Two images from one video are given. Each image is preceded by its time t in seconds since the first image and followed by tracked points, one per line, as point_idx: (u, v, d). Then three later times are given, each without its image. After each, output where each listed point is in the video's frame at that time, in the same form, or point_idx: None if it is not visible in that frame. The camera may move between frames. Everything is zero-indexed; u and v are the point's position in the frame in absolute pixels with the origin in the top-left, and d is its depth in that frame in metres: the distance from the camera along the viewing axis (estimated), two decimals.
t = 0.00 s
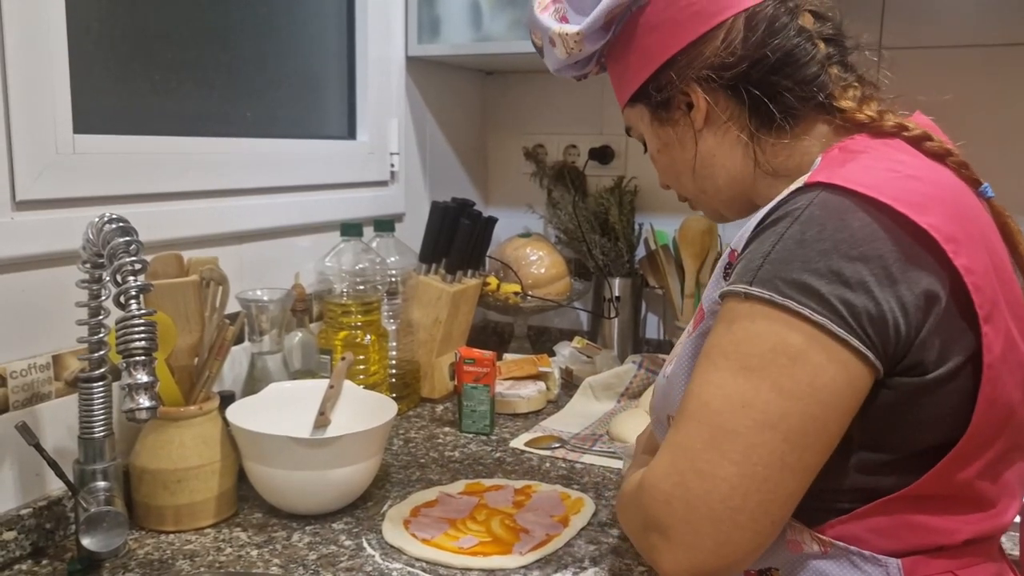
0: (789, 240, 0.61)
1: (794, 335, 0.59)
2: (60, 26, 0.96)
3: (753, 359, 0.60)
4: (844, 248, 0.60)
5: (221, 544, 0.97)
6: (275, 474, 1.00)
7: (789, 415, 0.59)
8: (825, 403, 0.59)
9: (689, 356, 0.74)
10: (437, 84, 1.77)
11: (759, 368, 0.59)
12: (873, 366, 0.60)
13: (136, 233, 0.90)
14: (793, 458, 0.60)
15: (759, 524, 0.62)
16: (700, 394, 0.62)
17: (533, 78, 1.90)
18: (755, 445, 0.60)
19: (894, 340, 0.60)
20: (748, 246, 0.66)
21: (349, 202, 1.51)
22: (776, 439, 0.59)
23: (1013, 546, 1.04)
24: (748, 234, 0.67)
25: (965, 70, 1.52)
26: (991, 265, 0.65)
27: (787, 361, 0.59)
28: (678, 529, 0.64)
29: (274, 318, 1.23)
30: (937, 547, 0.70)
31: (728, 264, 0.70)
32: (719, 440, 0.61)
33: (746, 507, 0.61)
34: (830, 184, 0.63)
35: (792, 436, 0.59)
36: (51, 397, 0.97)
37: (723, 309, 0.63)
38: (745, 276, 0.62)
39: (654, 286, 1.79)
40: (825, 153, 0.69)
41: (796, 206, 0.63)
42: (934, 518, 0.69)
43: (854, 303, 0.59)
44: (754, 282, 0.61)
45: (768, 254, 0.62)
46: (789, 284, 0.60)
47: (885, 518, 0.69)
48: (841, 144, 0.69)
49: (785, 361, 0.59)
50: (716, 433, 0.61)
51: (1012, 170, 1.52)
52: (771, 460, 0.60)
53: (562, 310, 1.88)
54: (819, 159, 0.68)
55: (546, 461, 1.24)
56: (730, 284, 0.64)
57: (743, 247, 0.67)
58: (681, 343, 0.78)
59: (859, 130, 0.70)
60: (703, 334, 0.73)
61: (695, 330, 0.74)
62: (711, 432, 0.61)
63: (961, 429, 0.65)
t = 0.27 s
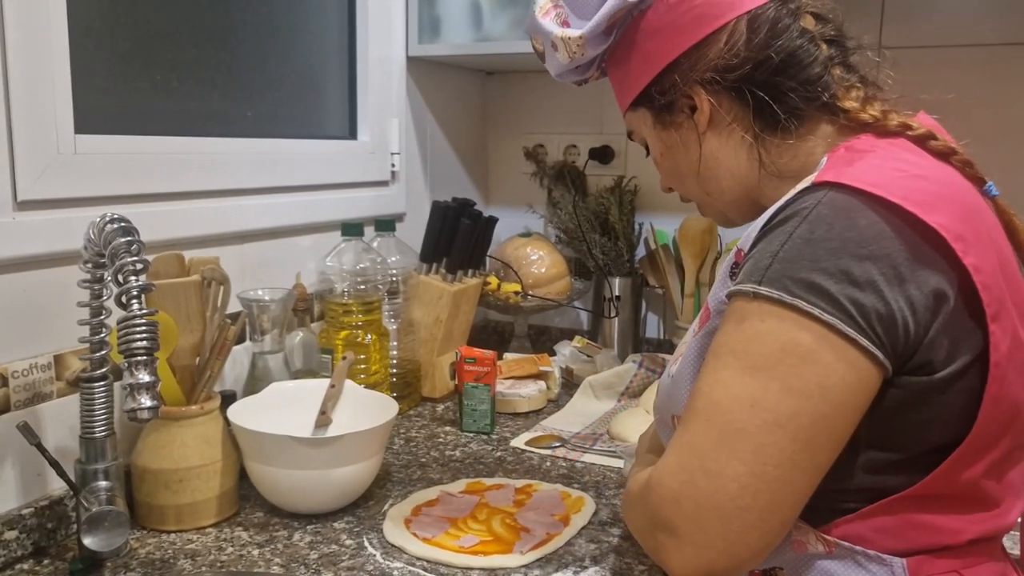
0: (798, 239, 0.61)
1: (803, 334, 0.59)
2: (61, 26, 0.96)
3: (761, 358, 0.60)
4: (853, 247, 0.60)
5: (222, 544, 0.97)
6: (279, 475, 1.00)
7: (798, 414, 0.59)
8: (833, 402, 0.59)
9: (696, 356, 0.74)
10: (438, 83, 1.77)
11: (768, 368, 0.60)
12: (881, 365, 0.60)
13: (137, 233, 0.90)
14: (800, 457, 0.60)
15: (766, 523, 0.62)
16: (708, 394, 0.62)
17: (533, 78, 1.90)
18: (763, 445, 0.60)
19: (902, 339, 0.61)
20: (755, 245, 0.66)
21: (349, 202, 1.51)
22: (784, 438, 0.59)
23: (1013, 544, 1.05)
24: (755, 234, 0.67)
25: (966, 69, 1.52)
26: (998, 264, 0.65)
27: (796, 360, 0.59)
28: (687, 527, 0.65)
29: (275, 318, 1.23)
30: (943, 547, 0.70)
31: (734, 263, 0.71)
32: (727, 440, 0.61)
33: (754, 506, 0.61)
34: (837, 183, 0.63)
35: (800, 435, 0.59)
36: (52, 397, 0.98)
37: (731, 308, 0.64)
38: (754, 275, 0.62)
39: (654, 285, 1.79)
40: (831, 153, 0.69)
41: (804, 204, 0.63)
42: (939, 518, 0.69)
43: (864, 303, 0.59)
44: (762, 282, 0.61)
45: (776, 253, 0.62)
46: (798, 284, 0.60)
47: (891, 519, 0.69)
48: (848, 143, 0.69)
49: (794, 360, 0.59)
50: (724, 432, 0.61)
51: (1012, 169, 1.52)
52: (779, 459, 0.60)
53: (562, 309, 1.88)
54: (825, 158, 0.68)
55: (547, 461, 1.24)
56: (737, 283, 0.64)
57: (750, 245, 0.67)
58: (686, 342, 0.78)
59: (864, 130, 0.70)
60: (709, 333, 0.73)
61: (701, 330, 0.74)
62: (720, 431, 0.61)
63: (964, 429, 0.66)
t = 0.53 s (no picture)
0: (802, 238, 0.61)
1: (807, 333, 0.59)
2: (61, 26, 0.96)
3: (766, 357, 0.60)
4: (857, 246, 0.60)
5: (222, 544, 0.97)
6: (280, 475, 1.00)
7: (802, 414, 0.59)
8: (838, 402, 0.59)
9: (699, 355, 0.74)
10: (438, 82, 1.77)
11: (773, 366, 0.60)
12: (886, 364, 0.60)
13: (137, 233, 0.90)
14: (805, 456, 0.60)
15: (771, 523, 0.62)
16: (712, 393, 0.62)
17: (534, 78, 1.90)
18: (768, 444, 0.60)
19: (907, 337, 0.60)
20: (759, 244, 0.66)
21: (349, 202, 1.51)
22: (789, 437, 0.59)
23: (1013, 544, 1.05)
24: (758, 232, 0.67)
25: (966, 69, 1.52)
26: (1002, 263, 0.65)
27: (800, 360, 0.59)
28: (691, 527, 0.65)
29: (274, 318, 1.23)
30: (946, 547, 0.70)
31: (737, 262, 0.71)
32: (731, 439, 0.61)
33: (758, 505, 0.61)
34: (841, 183, 0.63)
35: (804, 434, 0.59)
36: (52, 397, 0.97)
37: (735, 307, 0.64)
38: (758, 274, 0.62)
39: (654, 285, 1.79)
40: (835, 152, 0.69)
41: (808, 203, 0.63)
42: (941, 519, 0.69)
43: (869, 301, 0.59)
44: (766, 280, 0.61)
45: (780, 253, 0.62)
46: (803, 284, 0.60)
47: (894, 519, 0.69)
48: (851, 143, 0.68)
49: (799, 359, 0.59)
50: (729, 431, 0.61)
51: (1012, 169, 1.52)
52: (783, 458, 0.60)
53: (562, 309, 1.88)
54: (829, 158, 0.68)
55: (547, 461, 1.24)
56: (741, 283, 0.64)
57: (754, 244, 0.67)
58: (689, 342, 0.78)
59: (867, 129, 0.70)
60: (712, 334, 0.73)
61: (704, 330, 0.74)
62: (724, 431, 0.61)
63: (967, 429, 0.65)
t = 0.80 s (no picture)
0: (802, 237, 0.61)
1: (808, 332, 0.59)
2: (62, 27, 0.96)
3: (767, 357, 0.60)
4: (857, 245, 0.60)
5: (222, 544, 0.97)
6: (280, 475, 1.00)
7: (803, 413, 0.59)
8: (839, 402, 0.59)
9: (700, 356, 0.74)
10: (438, 83, 1.77)
11: (774, 366, 0.60)
12: (887, 364, 0.60)
13: (138, 234, 0.90)
14: (805, 455, 0.60)
15: (772, 523, 0.62)
16: (713, 393, 0.62)
17: (534, 78, 1.90)
18: (768, 444, 0.60)
19: (908, 336, 0.61)
20: (759, 243, 0.66)
21: (349, 202, 1.51)
22: (790, 437, 0.60)
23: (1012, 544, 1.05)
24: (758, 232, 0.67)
25: (966, 69, 1.53)
26: (1004, 265, 0.65)
27: (801, 359, 0.59)
28: (692, 527, 0.65)
29: (274, 318, 1.23)
30: (946, 548, 0.70)
31: (738, 262, 0.71)
32: (732, 438, 0.61)
33: (758, 505, 0.61)
34: (842, 183, 0.63)
35: (805, 433, 0.60)
36: (52, 398, 0.97)
37: (735, 307, 0.64)
38: (759, 274, 0.62)
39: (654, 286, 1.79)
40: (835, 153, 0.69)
41: (808, 203, 0.63)
42: (942, 520, 0.69)
43: (870, 301, 0.59)
44: (767, 280, 0.61)
45: (780, 252, 0.62)
46: (803, 284, 0.60)
47: (894, 520, 0.69)
48: (851, 143, 0.69)
49: (800, 359, 0.59)
50: (729, 430, 0.61)
51: (1012, 170, 1.52)
52: (784, 457, 0.60)
53: (562, 310, 1.88)
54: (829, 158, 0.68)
55: (547, 461, 1.24)
56: (741, 282, 0.64)
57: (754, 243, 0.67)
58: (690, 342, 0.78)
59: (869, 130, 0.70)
60: (713, 334, 0.73)
61: (705, 330, 0.74)
62: (725, 430, 0.61)
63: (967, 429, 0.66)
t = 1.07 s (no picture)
0: (801, 238, 0.61)
1: (807, 332, 0.59)
2: (62, 27, 0.96)
3: (766, 357, 0.60)
4: (856, 245, 0.60)
5: (223, 545, 0.97)
6: (279, 475, 1.00)
7: (803, 413, 0.59)
8: (838, 401, 0.59)
9: (700, 356, 0.74)
10: (438, 83, 1.78)
11: (773, 366, 0.60)
12: (886, 363, 0.60)
13: (138, 235, 0.90)
14: (805, 455, 0.60)
15: (773, 522, 0.62)
16: (713, 393, 0.62)
17: (534, 79, 1.90)
18: (769, 443, 0.60)
19: (906, 335, 0.61)
20: (759, 243, 0.66)
21: (349, 202, 1.51)
22: (790, 436, 0.60)
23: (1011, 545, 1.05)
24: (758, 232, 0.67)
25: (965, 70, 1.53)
26: (1002, 265, 0.65)
27: (800, 359, 0.59)
28: (694, 527, 0.65)
29: (275, 319, 1.23)
30: (945, 548, 0.70)
31: (737, 262, 0.71)
32: (733, 439, 0.61)
33: (759, 506, 0.61)
34: (840, 183, 0.63)
35: (805, 433, 0.60)
36: (53, 398, 0.98)
37: (735, 307, 0.64)
38: (757, 274, 0.62)
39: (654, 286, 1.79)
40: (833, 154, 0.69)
41: (807, 203, 0.63)
42: (939, 520, 0.69)
43: (869, 301, 0.59)
44: (766, 280, 0.61)
45: (779, 253, 0.62)
46: (802, 284, 0.60)
47: (892, 520, 0.70)
48: (849, 145, 0.69)
49: (799, 358, 0.59)
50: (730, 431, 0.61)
51: (1012, 171, 1.52)
52: (786, 456, 0.60)
53: (562, 310, 1.89)
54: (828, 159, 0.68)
55: (547, 461, 1.24)
56: (740, 283, 0.64)
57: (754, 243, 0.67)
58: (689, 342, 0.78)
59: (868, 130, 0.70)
60: (712, 335, 0.73)
61: (704, 330, 0.74)
62: (726, 430, 0.61)
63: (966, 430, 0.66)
